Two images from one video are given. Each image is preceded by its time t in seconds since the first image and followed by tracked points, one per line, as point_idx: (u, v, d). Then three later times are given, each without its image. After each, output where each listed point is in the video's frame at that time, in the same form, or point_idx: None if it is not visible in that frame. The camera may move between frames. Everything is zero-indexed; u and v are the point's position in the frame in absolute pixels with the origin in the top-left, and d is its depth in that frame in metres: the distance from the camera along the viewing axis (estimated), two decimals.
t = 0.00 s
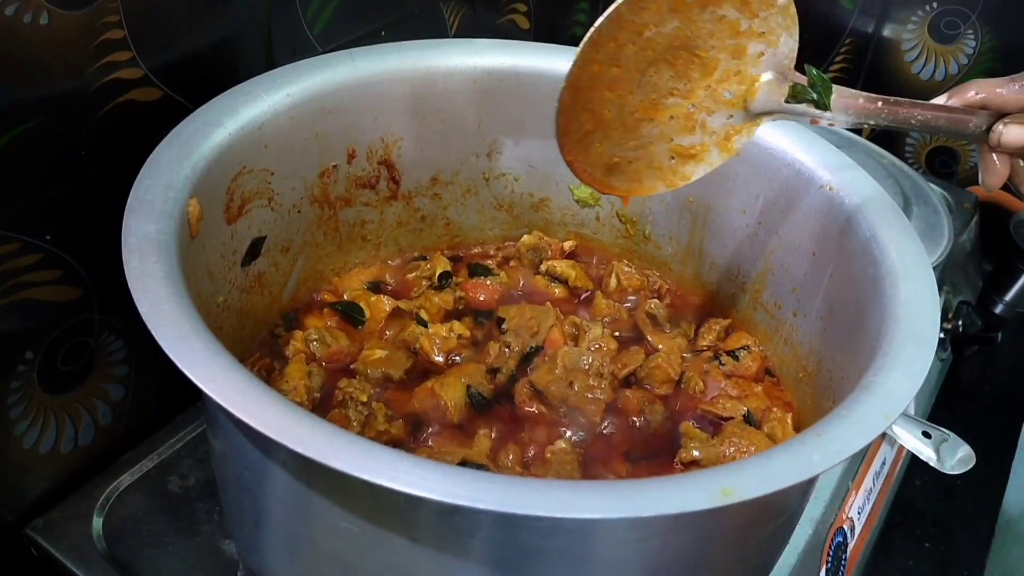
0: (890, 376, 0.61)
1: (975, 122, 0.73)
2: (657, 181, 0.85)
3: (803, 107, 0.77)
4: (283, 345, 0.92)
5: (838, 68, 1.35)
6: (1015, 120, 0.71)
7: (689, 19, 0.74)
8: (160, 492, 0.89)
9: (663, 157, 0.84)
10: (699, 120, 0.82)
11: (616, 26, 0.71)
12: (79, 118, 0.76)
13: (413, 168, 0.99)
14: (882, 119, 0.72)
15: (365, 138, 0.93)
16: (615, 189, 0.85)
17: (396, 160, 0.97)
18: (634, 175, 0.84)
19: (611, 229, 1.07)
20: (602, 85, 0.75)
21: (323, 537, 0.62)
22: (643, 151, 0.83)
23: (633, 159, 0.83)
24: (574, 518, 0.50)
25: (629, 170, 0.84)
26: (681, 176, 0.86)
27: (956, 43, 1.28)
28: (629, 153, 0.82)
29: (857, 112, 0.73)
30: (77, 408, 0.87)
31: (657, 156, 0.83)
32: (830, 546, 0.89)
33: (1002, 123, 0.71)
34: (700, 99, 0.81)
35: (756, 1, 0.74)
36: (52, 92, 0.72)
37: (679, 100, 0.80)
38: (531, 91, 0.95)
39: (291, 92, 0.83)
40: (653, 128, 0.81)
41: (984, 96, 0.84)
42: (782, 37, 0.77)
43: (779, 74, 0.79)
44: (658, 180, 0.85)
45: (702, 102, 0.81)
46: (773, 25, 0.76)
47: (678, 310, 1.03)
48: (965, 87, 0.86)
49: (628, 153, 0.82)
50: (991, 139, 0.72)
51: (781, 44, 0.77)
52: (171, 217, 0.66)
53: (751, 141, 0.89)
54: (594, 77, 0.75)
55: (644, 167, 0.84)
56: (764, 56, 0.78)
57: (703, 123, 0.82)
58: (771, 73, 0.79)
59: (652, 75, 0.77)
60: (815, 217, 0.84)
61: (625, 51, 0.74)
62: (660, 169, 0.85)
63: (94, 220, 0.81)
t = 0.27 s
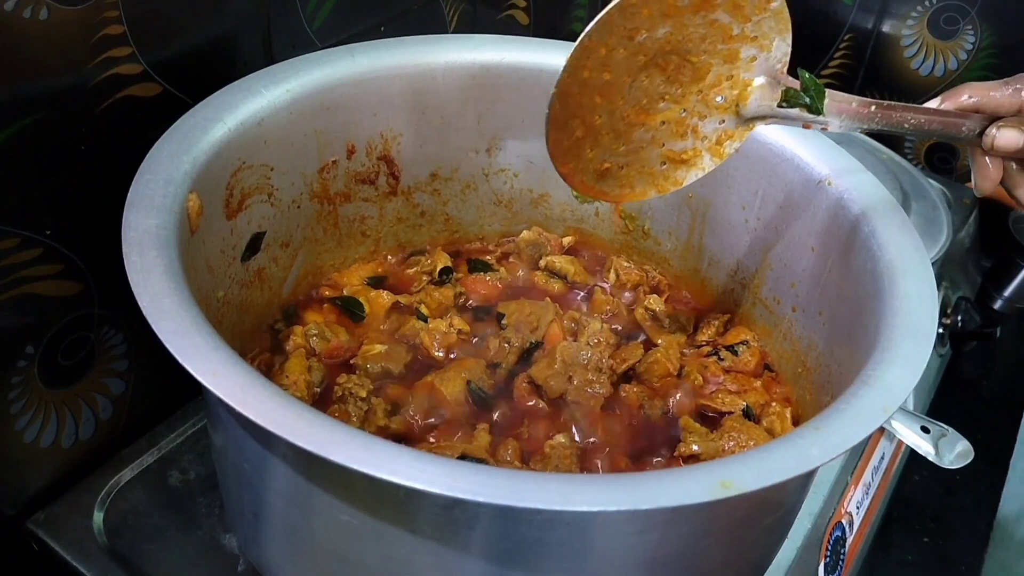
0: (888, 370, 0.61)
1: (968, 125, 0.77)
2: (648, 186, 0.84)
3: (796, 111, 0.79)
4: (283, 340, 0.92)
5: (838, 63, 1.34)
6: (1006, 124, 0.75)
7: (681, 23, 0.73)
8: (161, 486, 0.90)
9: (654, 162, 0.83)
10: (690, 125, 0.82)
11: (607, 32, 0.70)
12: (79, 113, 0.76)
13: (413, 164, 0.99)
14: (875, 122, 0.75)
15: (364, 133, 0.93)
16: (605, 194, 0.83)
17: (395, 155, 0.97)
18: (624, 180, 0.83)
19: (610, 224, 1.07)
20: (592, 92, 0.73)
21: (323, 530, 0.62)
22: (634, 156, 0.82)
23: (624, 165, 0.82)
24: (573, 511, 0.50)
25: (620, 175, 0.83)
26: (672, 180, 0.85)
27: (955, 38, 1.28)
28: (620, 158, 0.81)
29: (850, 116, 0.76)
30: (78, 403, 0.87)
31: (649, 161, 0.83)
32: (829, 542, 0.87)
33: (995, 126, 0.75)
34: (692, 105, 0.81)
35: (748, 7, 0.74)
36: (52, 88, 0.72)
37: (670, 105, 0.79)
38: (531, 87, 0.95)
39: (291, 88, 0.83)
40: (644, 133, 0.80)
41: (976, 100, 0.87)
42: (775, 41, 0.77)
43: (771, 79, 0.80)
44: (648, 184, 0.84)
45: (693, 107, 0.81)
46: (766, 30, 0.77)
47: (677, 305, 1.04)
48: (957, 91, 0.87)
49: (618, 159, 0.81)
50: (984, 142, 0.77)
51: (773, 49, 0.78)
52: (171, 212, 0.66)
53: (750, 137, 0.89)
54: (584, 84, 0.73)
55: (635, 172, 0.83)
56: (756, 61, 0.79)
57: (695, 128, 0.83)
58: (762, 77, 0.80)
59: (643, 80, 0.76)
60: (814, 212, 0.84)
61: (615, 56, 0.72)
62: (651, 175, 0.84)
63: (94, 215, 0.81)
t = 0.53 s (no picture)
0: (888, 367, 0.61)
1: (963, 128, 0.77)
2: (644, 190, 0.85)
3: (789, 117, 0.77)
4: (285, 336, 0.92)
5: (837, 62, 1.35)
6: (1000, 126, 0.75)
7: (671, 33, 0.74)
8: (164, 484, 0.90)
9: (650, 168, 0.84)
10: (684, 131, 0.83)
11: (598, 42, 0.71)
12: (83, 112, 0.76)
13: (414, 162, 1.00)
14: (869, 127, 0.73)
15: (366, 132, 0.93)
16: (601, 200, 0.84)
17: (397, 154, 0.98)
18: (620, 185, 0.84)
19: (611, 222, 1.07)
20: (585, 101, 0.75)
21: (327, 527, 0.62)
22: (629, 162, 0.83)
23: (619, 170, 0.83)
24: (575, 507, 0.50)
25: (615, 180, 0.84)
26: (668, 186, 0.86)
27: (955, 36, 1.28)
28: (614, 164, 0.82)
29: (845, 120, 0.74)
30: (82, 401, 0.87)
31: (644, 166, 0.83)
32: (829, 538, 0.88)
33: (990, 128, 0.75)
34: (686, 112, 0.81)
35: (739, 16, 0.75)
36: (56, 87, 0.73)
37: (664, 111, 0.80)
38: (532, 85, 0.96)
39: (293, 87, 0.84)
40: (638, 141, 0.81)
41: (971, 103, 0.87)
42: (766, 48, 0.78)
43: (763, 85, 0.80)
44: (643, 189, 0.85)
45: (687, 114, 0.81)
46: (756, 37, 0.77)
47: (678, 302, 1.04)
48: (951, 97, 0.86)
49: (613, 165, 0.82)
50: (979, 144, 0.76)
51: (766, 55, 0.78)
52: (175, 210, 0.67)
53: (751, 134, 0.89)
54: (577, 93, 0.74)
55: (631, 177, 0.84)
56: (748, 68, 0.79)
57: (689, 134, 0.83)
58: (755, 83, 0.80)
59: (636, 88, 0.77)
60: (814, 210, 0.85)
61: (607, 66, 0.73)
62: (646, 180, 0.85)
63: (97, 214, 0.82)
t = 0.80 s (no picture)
0: (890, 369, 0.62)
1: (975, 120, 0.74)
2: (652, 175, 0.86)
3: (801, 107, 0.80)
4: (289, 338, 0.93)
5: (839, 64, 1.35)
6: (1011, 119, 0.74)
7: (685, 24, 0.74)
8: (168, 485, 0.90)
9: (659, 153, 0.85)
10: (697, 119, 0.83)
11: (612, 30, 0.73)
12: (88, 114, 0.76)
13: (417, 164, 1.00)
14: (878, 118, 0.73)
15: (369, 134, 0.94)
16: (610, 184, 0.87)
17: (400, 156, 0.98)
18: (629, 170, 0.86)
19: (614, 225, 1.07)
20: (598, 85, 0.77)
21: (331, 528, 0.63)
22: (639, 148, 0.84)
23: (628, 156, 0.84)
24: (579, 508, 0.50)
25: (624, 166, 0.85)
26: (677, 171, 0.87)
27: (957, 39, 1.28)
28: (624, 151, 0.84)
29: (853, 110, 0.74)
30: (86, 403, 0.87)
31: (654, 152, 0.84)
32: (831, 539, 0.90)
33: (1001, 120, 0.74)
34: (699, 100, 0.81)
35: (753, 8, 0.75)
36: (61, 90, 0.73)
37: (676, 100, 0.80)
38: (535, 88, 0.96)
39: (297, 90, 0.84)
40: (649, 127, 0.82)
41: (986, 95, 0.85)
42: (780, 39, 0.78)
43: (776, 75, 0.81)
44: (653, 174, 0.86)
45: (698, 103, 0.81)
46: (770, 29, 0.77)
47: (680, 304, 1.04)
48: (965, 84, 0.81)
49: (623, 150, 0.84)
50: (990, 136, 0.75)
51: (779, 46, 0.79)
52: (179, 212, 0.67)
53: (753, 137, 0.89)
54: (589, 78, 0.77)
55: (640, 162, 0.85)
56: (761, 58, 0.79)
57: (700, 121, 0.84)
58: (767, 73, 0.80)
59: (648, 77, 0.78)
60: (816, 212, 0.85)
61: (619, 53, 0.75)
62: (656, 165, 0.86)
63: (102, 216, 0.82)
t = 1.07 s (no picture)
0: (897, 368, 0.61)
1: (991, 102, 0.77)
2: (668, 146, 0.85)
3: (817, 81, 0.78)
4: (291, 337, 0.92)
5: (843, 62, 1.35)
6: None
7: None
8: (170, 484, 0.90)
9: (675, 124, 0.84)
10: (713, 89, 0.82)
11: None
12: (90, 111, 0.76)
13: (420, 162, 1.00)
14: (895, 96, 0.74)
15: (372, 132, 0.93)
16: (625, 153, 0.85)
17: (403, 154, 0.98)
18: (644, 140, 0.85)
19: (617, 223, 1.07)
20: (616, 52, 0.76)
21: (334, 527, 0.62)
22: (655, 117, 0.83)
23: (645, 125, 0.83)
24: (585, 507, 0.50)
25: (640, 135, 0.84)
26: (693, 143, 0.86)
27: (961, 37, 1.28)
28: (642, 119, 0.83)
29: (872, 88, 0.75)
30: (87, 401, 0.87)
31: (670, 122, 0.84)
32: (836, 539, 0.89)
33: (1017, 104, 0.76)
34: (715, 69, 0.81)
35: None
36: (63, 87, 0.73)
37: (694, 67, 0.81)
38: (538, 85, 0.95)
39: (300, 86, 0.84)
40: (665, 96, 0.82)
41: (1001, 77, 0.85)
42: (801, 11, 0.78)
43: (796, 47, 0.79)
44: (669, 145, 0.85)
45: (716, 72, 0.81)
46: None
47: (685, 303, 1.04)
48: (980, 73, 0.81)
49: (640, 118, 0.83)
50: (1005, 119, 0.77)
51: (800, 17, 0.78)
52: (182, 210, 0.67)
53: (758, 135, 0.89)
54: (610, 45, 0.75)
55: (656, 133, 0.84)
56: (781, 29, 0.79)
57: (717, 92, 0.83)
58: (787, 45, 0.79)
59: (668, 43, 0.78)
60: (822, 211, 0.85)
61: (641, 19, 0.75)
62: (672, 136, 0.85)
63: (104, 214, 0.82)
